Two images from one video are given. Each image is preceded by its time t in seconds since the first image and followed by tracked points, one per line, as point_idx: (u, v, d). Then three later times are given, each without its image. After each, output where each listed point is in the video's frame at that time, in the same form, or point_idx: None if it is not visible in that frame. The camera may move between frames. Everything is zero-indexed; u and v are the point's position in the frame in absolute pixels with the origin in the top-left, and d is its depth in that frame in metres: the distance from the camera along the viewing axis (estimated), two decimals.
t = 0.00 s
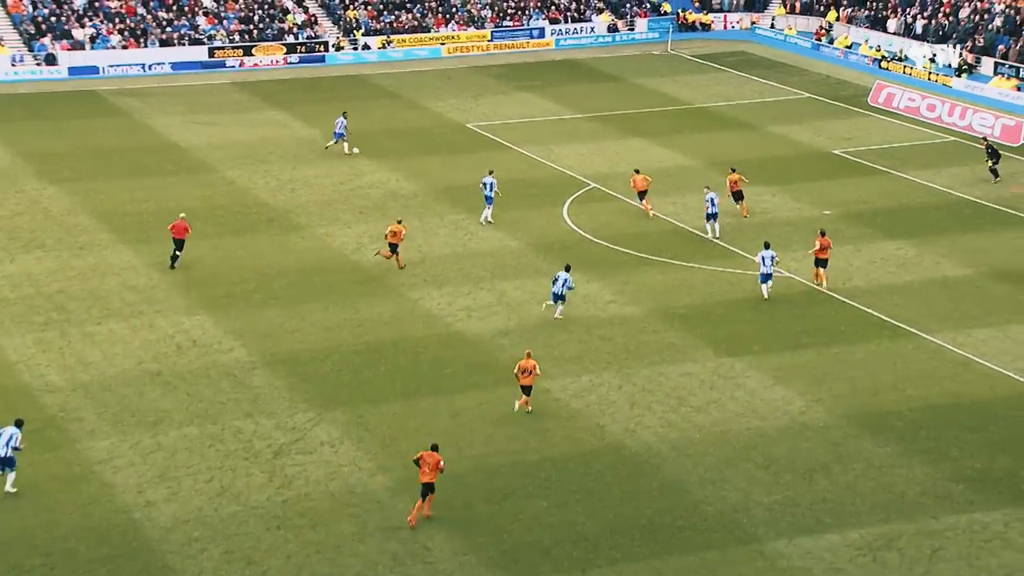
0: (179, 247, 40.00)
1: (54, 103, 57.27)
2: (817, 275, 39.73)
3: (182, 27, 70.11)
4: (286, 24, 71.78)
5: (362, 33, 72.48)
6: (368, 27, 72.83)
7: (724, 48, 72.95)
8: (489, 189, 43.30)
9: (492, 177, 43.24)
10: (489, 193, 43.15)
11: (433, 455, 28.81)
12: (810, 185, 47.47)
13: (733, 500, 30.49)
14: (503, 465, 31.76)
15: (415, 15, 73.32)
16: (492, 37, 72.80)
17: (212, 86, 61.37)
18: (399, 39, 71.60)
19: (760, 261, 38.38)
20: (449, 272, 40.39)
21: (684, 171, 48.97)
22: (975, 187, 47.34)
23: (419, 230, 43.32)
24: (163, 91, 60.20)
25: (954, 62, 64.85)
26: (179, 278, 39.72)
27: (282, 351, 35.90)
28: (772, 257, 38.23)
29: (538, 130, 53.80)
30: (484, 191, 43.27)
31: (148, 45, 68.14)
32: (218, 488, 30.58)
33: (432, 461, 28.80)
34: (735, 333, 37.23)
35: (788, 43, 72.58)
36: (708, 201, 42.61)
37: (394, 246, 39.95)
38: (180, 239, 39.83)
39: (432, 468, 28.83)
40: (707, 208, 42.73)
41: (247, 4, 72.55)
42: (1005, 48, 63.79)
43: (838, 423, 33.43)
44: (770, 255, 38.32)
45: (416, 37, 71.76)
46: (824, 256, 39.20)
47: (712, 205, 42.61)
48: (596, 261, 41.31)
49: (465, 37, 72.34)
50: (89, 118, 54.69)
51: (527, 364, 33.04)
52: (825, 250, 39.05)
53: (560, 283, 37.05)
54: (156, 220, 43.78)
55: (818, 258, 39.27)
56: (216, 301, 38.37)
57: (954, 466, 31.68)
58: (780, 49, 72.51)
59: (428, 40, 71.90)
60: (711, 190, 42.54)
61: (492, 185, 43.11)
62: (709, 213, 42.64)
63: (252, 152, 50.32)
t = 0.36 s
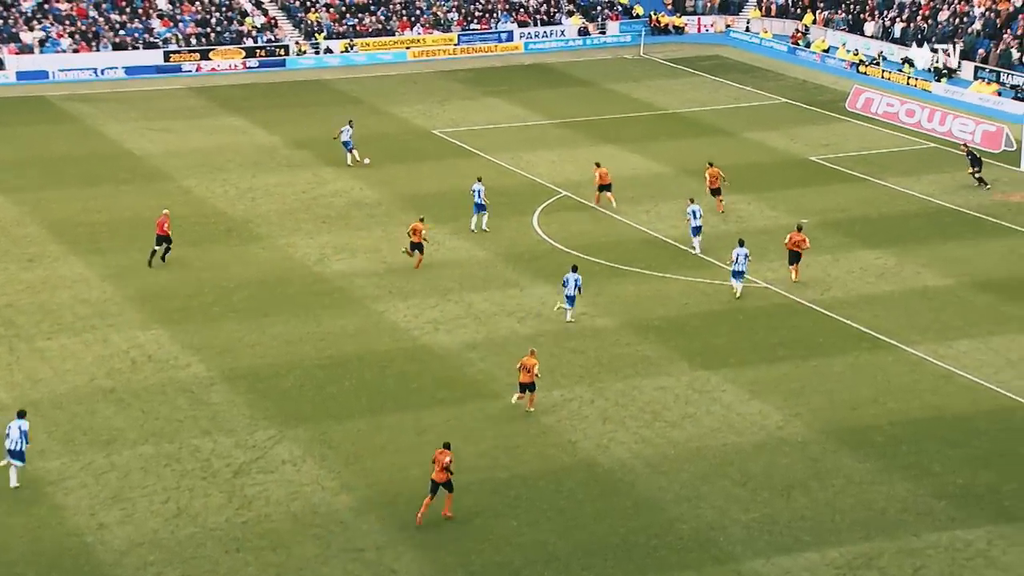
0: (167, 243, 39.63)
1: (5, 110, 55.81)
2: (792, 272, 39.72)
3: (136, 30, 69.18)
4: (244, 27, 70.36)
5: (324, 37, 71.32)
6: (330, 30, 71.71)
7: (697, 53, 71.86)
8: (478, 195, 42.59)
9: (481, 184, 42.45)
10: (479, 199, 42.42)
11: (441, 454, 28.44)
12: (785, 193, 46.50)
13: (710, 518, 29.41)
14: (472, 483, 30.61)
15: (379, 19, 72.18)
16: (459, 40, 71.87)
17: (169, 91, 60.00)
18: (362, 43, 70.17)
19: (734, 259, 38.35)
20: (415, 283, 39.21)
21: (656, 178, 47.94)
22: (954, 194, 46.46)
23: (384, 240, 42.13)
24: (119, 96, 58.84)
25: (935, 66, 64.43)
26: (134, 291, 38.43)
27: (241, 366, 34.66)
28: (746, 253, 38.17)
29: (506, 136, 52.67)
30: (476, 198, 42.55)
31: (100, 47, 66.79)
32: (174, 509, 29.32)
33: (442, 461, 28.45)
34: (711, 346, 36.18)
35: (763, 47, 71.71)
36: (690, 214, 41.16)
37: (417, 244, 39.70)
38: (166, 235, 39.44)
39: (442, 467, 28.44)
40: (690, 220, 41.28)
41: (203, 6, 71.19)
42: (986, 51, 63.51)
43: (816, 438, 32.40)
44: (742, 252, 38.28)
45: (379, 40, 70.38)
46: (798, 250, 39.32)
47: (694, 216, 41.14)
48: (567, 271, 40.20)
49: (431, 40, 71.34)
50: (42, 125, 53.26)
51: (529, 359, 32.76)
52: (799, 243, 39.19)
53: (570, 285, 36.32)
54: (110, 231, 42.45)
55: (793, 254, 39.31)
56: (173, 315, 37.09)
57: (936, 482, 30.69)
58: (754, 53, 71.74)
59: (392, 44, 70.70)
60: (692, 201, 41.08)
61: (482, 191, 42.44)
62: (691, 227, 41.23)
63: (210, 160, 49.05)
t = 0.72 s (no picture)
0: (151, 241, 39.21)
1: None
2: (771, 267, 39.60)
3: (87, 30, 67.65)
4: (200, 27, 68.91)
5: (284, 38, 69.96)
6: (291, 31, 70.39)
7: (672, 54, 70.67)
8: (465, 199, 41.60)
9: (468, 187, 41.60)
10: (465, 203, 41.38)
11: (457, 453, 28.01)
12: (760, 200, 45.44)
13: (687, 536, 28.26)
14: (439, 501, 29.37)
15: (341, 19, 71.08)
16: (425, 41, 70.68)
17: (122, 95, 58.57)
18: (324, 44, 68.89)
19: (710, 256, 37.82)
20: (380, 294, 37.99)
21: (628, 184, 46.81)
22: (934, 200, 45.47)
23: (348, 249, 40.88)
24: (73, 100, 57.39)
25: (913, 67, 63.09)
26: (86, 303, 37.09)
27: (199, 381, 33.37)
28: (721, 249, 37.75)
29: (473, 141, 51.47)
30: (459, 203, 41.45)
31: (50, 48, 65.34)
32: (128, 530, 28.02)
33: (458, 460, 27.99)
34: (686, 358, 35.04)
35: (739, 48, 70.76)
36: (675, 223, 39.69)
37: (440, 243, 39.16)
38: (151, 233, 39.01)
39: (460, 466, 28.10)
40: (674, 231, 39.79)
41: (158, 6, 69.86)
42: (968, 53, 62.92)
43: (796, 452, 31.28)
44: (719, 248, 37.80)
45: (342, 42, 69.12)
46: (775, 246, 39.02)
47: (678, 227, 39.65)
48: (537, 281, 39.01)
49: (395, 42, 70.15)
50: None
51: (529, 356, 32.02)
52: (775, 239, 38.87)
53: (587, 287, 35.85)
54: (62, 240, 41.09)
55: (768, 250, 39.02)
56: (127, 328, 35.75)
57: (918, 498, 29.59)
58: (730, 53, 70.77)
59: (355, 45, 69.47)
60: (678, 211, 39.60)
61: (467, 194, 41.42)
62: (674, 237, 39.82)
63: (165, 166, 47.73)
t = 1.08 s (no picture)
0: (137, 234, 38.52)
1: None
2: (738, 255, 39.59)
3: (37, 27, 66.03)
4: (157, 24, 67.72)
5: (245, 35, 68.83)
6: (251, 27, 69.23)
7: (646, 52, 69.52)
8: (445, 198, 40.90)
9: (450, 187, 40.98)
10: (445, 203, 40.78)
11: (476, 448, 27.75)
12: (737, 202, 44.43)
13: (664, 551, 27.17)
14: (407, 515, 28.21)
15: (304, 15, 69.94)
16: (392, 38, 69.33)
17: (77, 93, 57.29)
18: (286, 41, 67.77)
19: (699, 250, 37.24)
20: (346, 300, 36.82)
21: (601, 186, 45.74)
22: (917, 202, 44.54)
23: (312, 253, 39.70)
24: (26, 99, 56.02)
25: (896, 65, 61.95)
26: (38, 310, 35.81)
27: (156, 391, 32.14)
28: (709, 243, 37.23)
29: (442, 142, 50.33)
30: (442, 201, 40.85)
31: None
32: (81, 548, 26.78)
33: (478, 452, 27.63)
34: (662, 366, 33.96)
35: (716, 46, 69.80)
36: (667, 224, 39.02)
37: (457, 234, 39.24)
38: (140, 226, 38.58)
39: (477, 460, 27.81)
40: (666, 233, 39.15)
41: (112, 3, 68.74)
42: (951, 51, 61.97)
43: (776, 463, 30.21)
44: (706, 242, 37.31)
45: (305, 39, 68.00)
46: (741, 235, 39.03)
47: (670, 229, 39.03)
48: (507, 286, 37.90)
49: (362, 39, 68.78)
50: None
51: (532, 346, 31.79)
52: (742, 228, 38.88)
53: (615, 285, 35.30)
54: (14, 245, 39.79)
55: (734, 239, 38.99)
56: (81, 337, 34.50)
57: (903, 509, 28.55)
58: (706, 50, 69.59)
59: (319, 42, 68.29)
60: (670, 213, 39.04)
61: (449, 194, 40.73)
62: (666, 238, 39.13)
63: (121, 168, 46.48)
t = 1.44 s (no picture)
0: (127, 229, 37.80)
1: None
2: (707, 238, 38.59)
3: None
4: (110, 16, 66.28)
5: (203, 27, 67.26)
6: (209, 20, 67.74)
7: (619, 45, 68.23)
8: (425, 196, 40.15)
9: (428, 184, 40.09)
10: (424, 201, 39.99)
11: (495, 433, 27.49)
12: (711, 200, 43.42)
13: (640, 562, 26.10)
14: (372, 527, 27.06)
15: (265, 8, 68.73)
16: (356, 32, 68.30)
17: (28, 89, 55.90)
18: (246, 34, 66.42)
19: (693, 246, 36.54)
20: (310, 303, 35.65)
21: (572, 184, 44.67)
22: (898, 200, 43.60)
23: (274, 255, 38.50)
24: None
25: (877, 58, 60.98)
26: None
27: (112, 400, 30.92)
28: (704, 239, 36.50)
29: (410, 139, 49.17)
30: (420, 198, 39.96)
31: None
32: (30, 564, 25.55)
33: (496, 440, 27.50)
34: (637, 370, 32.89)
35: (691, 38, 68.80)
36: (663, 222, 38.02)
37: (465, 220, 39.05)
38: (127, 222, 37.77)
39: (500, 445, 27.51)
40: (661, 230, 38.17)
41: None
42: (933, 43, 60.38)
43: (755, 470, 29.18)
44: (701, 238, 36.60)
45: (265, 32, 66.70)
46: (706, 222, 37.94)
47: (666, 226, 38.04)
48: (477, 288, 36.79)
49: (324, 32, 67.64)
50: None
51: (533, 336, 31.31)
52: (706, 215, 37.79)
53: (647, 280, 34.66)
54: None
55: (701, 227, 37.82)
56: (33, 342, 33.24)
57: (885, 518, 27.55)
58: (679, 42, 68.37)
59: (280, 36, 66.95)
60: (666, 209, 37.97)
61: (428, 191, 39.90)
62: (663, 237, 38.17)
63: (74, 167, 45.20)
